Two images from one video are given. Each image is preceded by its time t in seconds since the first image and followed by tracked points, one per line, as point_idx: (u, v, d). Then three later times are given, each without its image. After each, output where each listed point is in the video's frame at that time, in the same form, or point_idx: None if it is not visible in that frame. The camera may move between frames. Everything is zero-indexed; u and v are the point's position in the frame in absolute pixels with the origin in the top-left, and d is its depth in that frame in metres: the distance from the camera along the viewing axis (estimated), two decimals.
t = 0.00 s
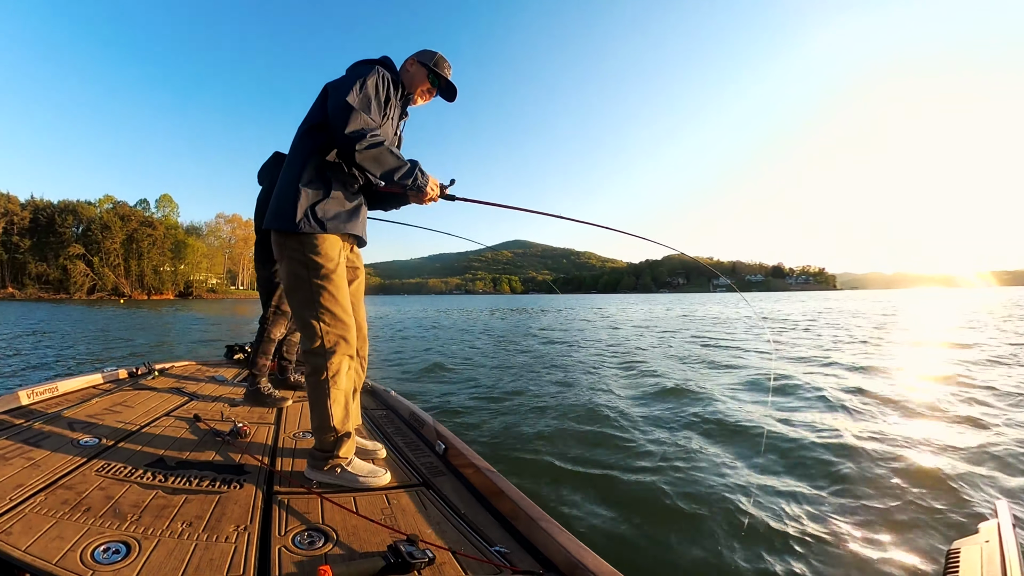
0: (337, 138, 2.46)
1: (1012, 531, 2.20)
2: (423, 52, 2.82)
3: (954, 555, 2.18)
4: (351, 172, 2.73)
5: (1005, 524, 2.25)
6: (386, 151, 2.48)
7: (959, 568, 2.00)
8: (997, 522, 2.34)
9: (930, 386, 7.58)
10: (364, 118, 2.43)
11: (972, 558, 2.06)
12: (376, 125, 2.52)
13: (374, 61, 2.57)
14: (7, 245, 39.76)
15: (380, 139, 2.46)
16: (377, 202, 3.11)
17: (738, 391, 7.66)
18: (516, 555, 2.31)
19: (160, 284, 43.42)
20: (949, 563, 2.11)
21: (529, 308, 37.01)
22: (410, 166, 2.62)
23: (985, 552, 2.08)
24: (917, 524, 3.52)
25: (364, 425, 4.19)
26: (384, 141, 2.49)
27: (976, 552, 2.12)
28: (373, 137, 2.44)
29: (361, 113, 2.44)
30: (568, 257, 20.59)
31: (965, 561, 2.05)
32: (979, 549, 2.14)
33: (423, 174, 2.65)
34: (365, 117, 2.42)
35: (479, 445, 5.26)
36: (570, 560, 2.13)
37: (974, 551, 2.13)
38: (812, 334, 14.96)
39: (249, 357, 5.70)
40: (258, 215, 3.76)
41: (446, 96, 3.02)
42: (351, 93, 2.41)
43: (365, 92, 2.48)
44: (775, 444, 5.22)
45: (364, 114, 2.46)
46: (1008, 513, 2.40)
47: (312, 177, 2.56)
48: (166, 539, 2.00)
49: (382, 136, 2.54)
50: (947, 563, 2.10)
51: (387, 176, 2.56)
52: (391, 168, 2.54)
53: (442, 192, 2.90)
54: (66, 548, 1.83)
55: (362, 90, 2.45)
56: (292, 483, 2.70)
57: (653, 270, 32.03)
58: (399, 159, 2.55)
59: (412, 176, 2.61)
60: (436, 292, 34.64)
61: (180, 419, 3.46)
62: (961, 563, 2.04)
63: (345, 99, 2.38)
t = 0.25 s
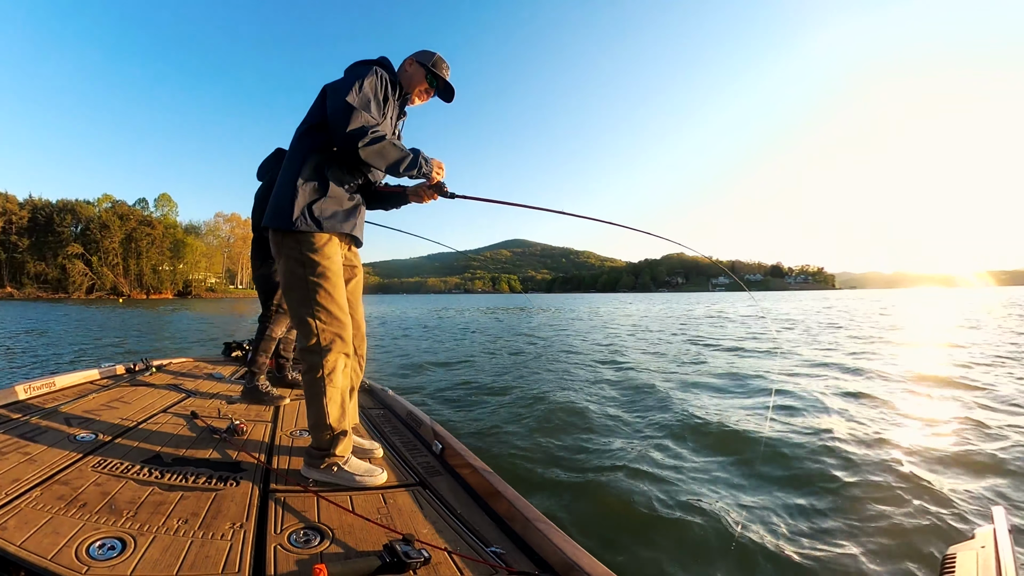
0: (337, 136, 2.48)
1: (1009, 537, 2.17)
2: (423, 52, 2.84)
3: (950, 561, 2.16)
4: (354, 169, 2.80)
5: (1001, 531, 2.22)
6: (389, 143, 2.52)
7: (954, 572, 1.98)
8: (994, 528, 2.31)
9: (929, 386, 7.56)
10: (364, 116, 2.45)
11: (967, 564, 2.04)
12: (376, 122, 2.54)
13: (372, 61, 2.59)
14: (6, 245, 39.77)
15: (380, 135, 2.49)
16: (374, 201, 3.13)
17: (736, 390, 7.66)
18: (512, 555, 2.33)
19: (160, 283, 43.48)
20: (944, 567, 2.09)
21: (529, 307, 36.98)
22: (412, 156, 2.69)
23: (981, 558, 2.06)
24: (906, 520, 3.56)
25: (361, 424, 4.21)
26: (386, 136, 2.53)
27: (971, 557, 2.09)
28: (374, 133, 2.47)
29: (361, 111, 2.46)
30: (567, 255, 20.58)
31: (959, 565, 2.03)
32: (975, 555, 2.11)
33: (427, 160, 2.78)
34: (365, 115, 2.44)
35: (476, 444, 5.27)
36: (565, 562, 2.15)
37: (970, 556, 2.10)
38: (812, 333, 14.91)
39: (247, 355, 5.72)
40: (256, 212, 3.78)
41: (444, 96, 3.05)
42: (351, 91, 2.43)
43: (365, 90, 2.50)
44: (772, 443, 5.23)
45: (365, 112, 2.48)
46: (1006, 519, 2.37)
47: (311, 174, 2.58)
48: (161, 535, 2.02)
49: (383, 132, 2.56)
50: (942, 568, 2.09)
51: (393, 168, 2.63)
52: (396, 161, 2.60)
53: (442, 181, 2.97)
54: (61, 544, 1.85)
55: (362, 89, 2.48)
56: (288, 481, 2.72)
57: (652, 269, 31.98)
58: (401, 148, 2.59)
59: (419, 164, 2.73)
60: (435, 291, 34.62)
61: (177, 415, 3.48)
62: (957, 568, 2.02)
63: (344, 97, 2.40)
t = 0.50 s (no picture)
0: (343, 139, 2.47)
1: (1007, 539, 2.17)
2: (424, 50, 2.85)
3: (947, 563, 2.16)
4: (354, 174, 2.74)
5: (999, 532, 2.22)
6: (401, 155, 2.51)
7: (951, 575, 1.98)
8: (991, 529, 2.31)
9: (927, 386, 7.57)
10: (372, 121, 2.44)
11: (964, 566, 2.04)
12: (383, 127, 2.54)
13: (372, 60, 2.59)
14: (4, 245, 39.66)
15: (391, 143, 2.51)
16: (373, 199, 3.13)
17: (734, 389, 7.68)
18: (510, 555, 2.33)
19: (159, 282, 43.41)
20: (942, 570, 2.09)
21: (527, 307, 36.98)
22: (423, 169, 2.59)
23: (978, 560, 2.06)
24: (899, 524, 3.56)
25: (360, 423, 4.22)
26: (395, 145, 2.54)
27: (969, 560, 2.09)
28: (384, 139, 2.48)
29: (368, 115, 2.45)
30: (566, 254, 20.58)
31: (957, 569, 2.03)
32: (973, 557, 2.11)
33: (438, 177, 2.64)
34: (371, 119, 2.43)
35: (474, 443, 5.28)
36: (562, 561, 2.16)
37: (967, 558, 2.11)
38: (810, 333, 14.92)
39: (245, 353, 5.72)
40: (252, 212, 3.77)
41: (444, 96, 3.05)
42: (355, 95, 2.43)
43: (370, 92, 2.50)
44: (770, 442, 5.24)
45: (371, 116, 2.48)
46: (1004, 521, 2.37)
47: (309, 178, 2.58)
48: (159, 534, 2.03)
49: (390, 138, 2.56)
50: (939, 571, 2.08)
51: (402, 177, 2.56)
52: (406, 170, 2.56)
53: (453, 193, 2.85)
54: (58, 543, 1.86)
55: (367, 91, 2.48)
56: (286, 480, 2.72)
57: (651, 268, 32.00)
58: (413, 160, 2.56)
59: (428, 180, 2.58)
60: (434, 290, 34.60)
61: (175, 414, 3.49)
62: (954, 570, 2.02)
63: (349, 100, 2.40)
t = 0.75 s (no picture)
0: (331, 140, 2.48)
1: (1006, 536, 2.18)
2: (425, 50, 2.85)
3: (948, 560, 2.16)
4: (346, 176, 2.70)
5: (998, 529, 2.22)
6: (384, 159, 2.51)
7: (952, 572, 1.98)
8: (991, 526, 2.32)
9: (926, 385, 7.58)
10: (357, 122, 2.44)
11: (964, 563, 2.04)
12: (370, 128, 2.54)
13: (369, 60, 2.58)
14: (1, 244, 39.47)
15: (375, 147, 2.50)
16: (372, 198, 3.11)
17: (733, 388, 7.70)
18: (511, 554, 2.33)
19: (157, 282, 43.29)
20: (943, 567, 2.09)
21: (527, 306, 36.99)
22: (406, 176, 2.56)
23: (978, 557, 2.06)
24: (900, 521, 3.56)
25: (359, 423, 4.21)
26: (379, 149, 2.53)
27: (969, 557, 2.10)
28: (368, 142, 2.47)
29: (355, 116, 2.45)
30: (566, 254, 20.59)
31: (958, 567, 2.03)
32: (972, 554, 2.12)
33: (421, 186, 2.62)
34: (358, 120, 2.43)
35: (475, 443, 5.28)
36: (563, 560, 2.16)
37: (968, 556, 2.11)
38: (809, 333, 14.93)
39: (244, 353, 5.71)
40: (247, 211, 3.75)
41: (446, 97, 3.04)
42: (347, 95, 2.42)
43: (363, 92, 2.49)
44: (769, 441, 5.24)
45: (359, 116, 2.47)
46: (1003, 518, 2.38)
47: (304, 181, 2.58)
48: (160, 535, 2.02)
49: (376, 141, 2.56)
50: (939, 568, 2.09)
51: (385, 181, 2.55)
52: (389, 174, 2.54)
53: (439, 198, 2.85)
54: (59, 544, 1.85)
55: (359, 91, 2.46)
56: (287, 481, 2.72)
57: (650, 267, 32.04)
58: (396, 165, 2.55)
59: (409, 187, 2.55)
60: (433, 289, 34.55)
61: (175, 415, 3.48)
62: (954, 568, 2.03)
63: (340, 101, 2.40)
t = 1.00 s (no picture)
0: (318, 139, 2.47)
1: (1005, 531, 2.19)
2: (423, 51, 2.86)
3: (947, 555, 2.17)
4: (338, 171, 2.69)
5: (997, 524, 2.24)
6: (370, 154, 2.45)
7: (952, 567, 1.99)
8: (989, 521, 2.33)
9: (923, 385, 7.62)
10: (340, 120, 2.42)
11: (964, 557, 2.05)
12: (356, 126, 2.52)
13: (363, 60, 2.59)
14: None
15: (357, 142, 2.46)
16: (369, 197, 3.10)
17: (732, 387, 7.72)
18: (512, 551, 2.32)
19: (155, 281, 43.12)
20: (942, 562, 2.10)
21: (526, 305, 37.05)
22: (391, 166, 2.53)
23: (977, 551, 2.08)
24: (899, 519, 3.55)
25: (360, 421, 4.21)
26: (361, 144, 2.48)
27: (968, 551, 2.11)
28: (349, 139, 2.44)
29: (341, 114, 2.44)
30: (565, 253, 20.61)
31: (958, 561, 2.04)
32: (972, 549, 2.13)
33: (407, 173, 2.56)
34: (341, 118, 2.41)
35: (475, 442, 5.28)
36: (564, 557, 2.16)
37: (967, 550, 2.12)
38: (807, 332, 14.95)
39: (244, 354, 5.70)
40: (242, 212, 3.73)
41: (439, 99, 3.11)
42: (334, 94, 2.40)
43: (351, 91, 2.47)
44: (769, 439, 5.27)
45: (345, 115, 2.46)
46: (1002, 514, 2.39)
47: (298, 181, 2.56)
48: (161, 536, 2.01)
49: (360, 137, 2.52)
50: (939, 563, 2.10)
51: (370, 177, 2.50)
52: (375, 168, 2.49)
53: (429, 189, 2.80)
54: (60, 546, 1.84)
55: (346, 89, 2.45)
56: (287, 480, 2.71)
57: (649, 267, 32.09)
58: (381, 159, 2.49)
59: (394, 177, 2.50)
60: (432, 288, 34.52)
61: (176, 415, 3.46)
62: (954, 562, 2.04)
63: (325, 100, 2.38)
